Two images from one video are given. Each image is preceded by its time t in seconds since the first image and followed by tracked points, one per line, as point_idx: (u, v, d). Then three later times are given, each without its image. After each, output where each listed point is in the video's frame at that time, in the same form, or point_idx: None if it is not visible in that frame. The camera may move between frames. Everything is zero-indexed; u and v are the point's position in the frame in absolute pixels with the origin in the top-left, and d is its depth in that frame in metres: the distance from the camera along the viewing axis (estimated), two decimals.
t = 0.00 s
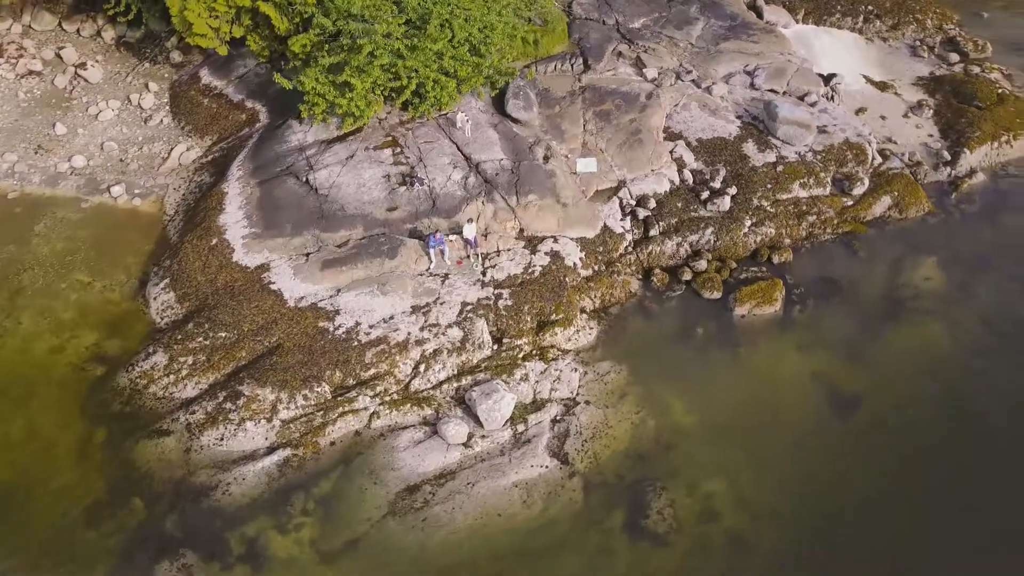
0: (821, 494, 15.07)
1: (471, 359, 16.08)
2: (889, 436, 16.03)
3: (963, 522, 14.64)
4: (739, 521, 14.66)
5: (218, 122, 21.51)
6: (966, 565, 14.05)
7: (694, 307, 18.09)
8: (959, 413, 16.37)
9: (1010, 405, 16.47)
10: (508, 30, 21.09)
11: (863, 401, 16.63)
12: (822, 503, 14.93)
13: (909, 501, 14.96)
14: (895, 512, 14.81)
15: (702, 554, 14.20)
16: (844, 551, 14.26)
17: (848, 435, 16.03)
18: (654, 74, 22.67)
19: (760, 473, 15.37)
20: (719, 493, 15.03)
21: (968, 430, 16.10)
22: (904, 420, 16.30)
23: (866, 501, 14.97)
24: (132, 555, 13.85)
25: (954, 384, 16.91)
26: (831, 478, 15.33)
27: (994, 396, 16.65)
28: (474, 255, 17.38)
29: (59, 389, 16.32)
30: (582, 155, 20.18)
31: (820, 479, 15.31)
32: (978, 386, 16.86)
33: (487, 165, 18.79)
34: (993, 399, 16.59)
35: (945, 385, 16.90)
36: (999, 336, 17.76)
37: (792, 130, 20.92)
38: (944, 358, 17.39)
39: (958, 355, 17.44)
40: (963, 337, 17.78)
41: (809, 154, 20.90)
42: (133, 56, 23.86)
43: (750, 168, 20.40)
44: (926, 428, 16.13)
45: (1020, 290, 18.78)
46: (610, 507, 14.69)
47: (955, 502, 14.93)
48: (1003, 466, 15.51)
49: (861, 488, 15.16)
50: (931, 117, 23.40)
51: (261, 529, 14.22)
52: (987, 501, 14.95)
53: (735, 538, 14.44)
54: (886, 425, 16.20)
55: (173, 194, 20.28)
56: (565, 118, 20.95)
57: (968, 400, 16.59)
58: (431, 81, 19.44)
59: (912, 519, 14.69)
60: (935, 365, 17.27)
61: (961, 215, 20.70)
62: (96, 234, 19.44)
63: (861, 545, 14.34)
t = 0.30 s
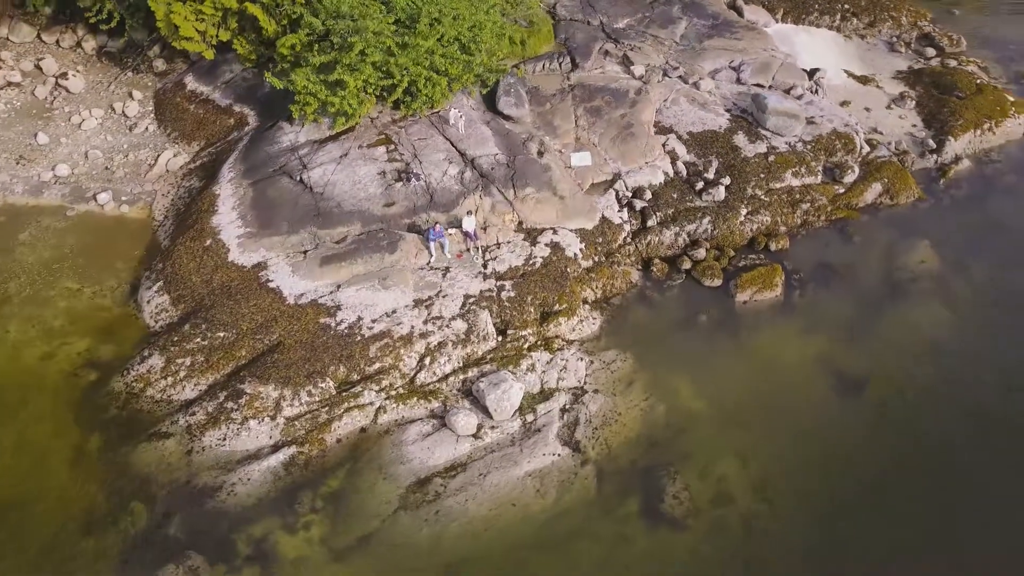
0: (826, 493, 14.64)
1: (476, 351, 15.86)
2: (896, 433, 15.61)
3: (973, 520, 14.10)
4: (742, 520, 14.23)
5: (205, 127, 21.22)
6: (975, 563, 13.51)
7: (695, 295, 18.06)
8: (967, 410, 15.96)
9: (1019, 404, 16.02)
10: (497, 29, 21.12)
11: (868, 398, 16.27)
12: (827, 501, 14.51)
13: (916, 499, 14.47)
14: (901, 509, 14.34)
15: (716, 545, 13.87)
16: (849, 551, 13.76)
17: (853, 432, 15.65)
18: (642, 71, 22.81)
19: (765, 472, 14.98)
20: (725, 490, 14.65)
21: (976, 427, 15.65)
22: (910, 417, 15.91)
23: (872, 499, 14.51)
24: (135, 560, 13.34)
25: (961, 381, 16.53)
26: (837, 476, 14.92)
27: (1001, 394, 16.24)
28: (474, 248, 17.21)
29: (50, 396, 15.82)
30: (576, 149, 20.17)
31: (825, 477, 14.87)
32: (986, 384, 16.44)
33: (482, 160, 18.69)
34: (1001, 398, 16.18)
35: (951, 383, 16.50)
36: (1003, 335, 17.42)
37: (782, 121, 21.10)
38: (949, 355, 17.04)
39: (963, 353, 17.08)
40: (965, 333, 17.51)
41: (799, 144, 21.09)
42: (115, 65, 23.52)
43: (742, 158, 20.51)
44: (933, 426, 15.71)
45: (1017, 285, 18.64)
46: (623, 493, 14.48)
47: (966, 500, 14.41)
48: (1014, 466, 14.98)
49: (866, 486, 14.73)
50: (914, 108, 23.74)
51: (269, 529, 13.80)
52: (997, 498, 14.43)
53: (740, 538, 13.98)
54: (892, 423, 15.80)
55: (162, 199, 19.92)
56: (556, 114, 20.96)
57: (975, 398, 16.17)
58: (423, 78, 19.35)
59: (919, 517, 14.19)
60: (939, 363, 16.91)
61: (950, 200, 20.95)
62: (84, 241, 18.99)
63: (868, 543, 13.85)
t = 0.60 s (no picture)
0: (829, 489, 14.30)
1: (480, 343, 15.69)
2: (897, 428, 15.32)
3: (977, 515, 13.75)
4: (744, 518, 13.85)
5: (192, 134, 20.97)
6: (978, 558, 13.14)
7: (694, 284, 18.08)
8: (967, 404, 15.68)
9: (1017, 397, 15.77)
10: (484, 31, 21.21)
11: (868, 393, 15.99)
12: (831, 498, 14.14)
13: (915, 492, 14.19)
14: (902, 504, 13.99)
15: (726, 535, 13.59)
16: (849, 548, 13.39)
17: (855, 427, 15.35)
18: (628, 70, 23.02)
19: (767, 468, 14.65)
20: (731, 484, 14.35)
21: (978, 421, 15.35)
22: (911, 412, 15.62)
23: (874, 494, 14.18)
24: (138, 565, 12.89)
25: (961, 376, 16.26)
26: (838, 471, 14.60)
27: (1002, 389, 15.95)
28: (473, 242, 17.10)
29: (42, 404, 15.35)
30: (568, 146, 20.21)
31: (824, 468, 14.63)
32: (986, 379, 16.15)
33: (476, 156, 18.65)
34: (1002, 393, 15.89)
35: (951, 377, 16.23)
36: (1000, 327, 17.26)
37: (769, 115, 21.37)
38: (948, 350, 16.79)
39: (962, 349, 16.83)
40: (963, 328, 17.31)
41: (786, 136, 21.34)
42: (97, 77, 23.22)
43: (732, 151, 20.70)
44: (935, 421, 15.41)
45: (1012, 279, 18.51)
46: (635, 479, 14.31)
47: (969, 496, 14.07)
48: (1014, 453, 14.77)
49: (869, 480, 14.40)
50: (894, 101, 24.16)
51: (276, 528, 13.42)
52: (1000, 493, 14.09)
53: (742, 536, 13.59)
54: (893, 417, 15.51)
55: (151, 206, 19.60)
56: (546, 113, 21.02)
57: (976, 393, 15.87)
58: (414, 78, 19.33)
59: (920, 512, 13.84)
60: (935, 353, 16.77)
61: (935, 187, 21.24)
62: (71, 250, 18.56)
63: (869, 539, 13.49)
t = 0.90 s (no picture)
0: (832, 479, 14.13)
1: (482, 335, 15.57)
2: (897, 418, 15.22)
3: (981, 503, 13.61)
4: (749, 510, 13.63)
5: (178, 142, 20.74)
6: (982, 545, 12.98)
7: (690, 275, 18.17)
8: (964, 393, 15.66)
9: (1014, 375, 15.99)
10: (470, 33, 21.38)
11: (867, 383, 15.91)
12: (835, 488, 13.98)
13: (922, 469, 14.24)
14: (908, 486, 13.95)
15: (739, 521, 13.46)
16: (858, 530, 13.29)
17: (855, 417, 15.24)
18: (612, 73, 23.28)
19: (771, 458, 14.48)
20: (738, 472, 14.22)
21: (976, 410, 15.31)
22: (910, 402, 15.53)
23: (877, 483, 14.03)
24: (142, 567, 12.49)
25: (957, 366, 16.24)
26: (841, 460, 14.44)
27: (998, 379, 15.93)
28: (470, 237, 17.03)
29: (33, 412, 14.90)
30: (558, 145, 20.30)
31: (830, 449, 14.64)
32: (982, 360, 16.38)
33: (468, 154, 18.63)
34: (998, 383, 15.86)
35: (948, 366, 16.23)
36: (991, 310, 17.54)
37: (753, 111, 21.67)
38: (942, 336, 16.91)
39: (957, 340, 16.83)
40: (956, 319, 17.32)
41: (771, 132, 21.65)
42: (77, 89, 22.93)
43: (719, 147, 20.93)
44: (933, 411, 15.34)
45: (1000, 269, 18.67)
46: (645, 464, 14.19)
47: (971, 484, 13.94)
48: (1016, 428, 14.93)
49: (871, 469, 14.26)
50: (872, 98, 24.65)
51: (283, 526, 13.08)
52: (1002, 480, 13.98)
53: (747, 528, 13.36)
54: (892, 408, 15.41)
55: (138, 214, 19.30)
56: (534, 114, 21.14)
57: (974, 381, 15.85)
58: (403, 79, 19.35)
59: (927, 490, 13.85)
60: (930, 336, 16.95)
61: (918, 178, 21.63)
62: (57, 259, 18.17)
63: (873, 528, 13.30)
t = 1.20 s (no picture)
0: (835, 463, 14.09)
1: (483, 328, 15.50)
2: (895, 403, 15.23)
3: (984, 478, 13.64)
4: (754, 494, 13.56)
5: (164, 151, 20.58)
6: (988, 521, 12.97)
7: (684, 267, 18.29)
8: (960, 377, 15.74)
9: (1007, 355, 16.21)
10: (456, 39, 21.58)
11: (863, 369, 15.96)
12: (838, 471, 13.94)
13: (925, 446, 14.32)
14: (913, 462, 14.01)
15: (746, 504, 13.38)
16: (868, 506, 13.29)
17: (854, 402, 15.25)
18: (596, 77, 23.58)
19: (774, 442, 14.46)
20: (741, 456, 14.19)
21: (972, 394, 15.36)
22: (906, 387, 15.58)
23: (879, 465, 13.97)
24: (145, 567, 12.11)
25: (951, 350, 16.40)
26: (842, 445, 14.40)
27: (991, 363, 16.03)
28: (466, 232, 17.02)
29: (24, 418, 14.49)
30: (547, 145, 20.44)
31: (833, 431, 14.67)
32: (975, 341, 16.59)
33: (460, 154, 18.68)
34: (992, 367, 15.95)
35: (942, 348, 16.43)
36: (979, 295, 17.84)
37: (737, 110, 22.04)
38: (934, 320, 17.16)
39: (948, 328, 16.95)
40: (946, 304, 17.60)
41: (755, 130, 22.02)
42: (58, 103, 22.68)
43: (705, 145, 21.22)
44: (930, 395, 15.37)
45: (985, 255, 19.02)
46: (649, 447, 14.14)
47: (973, 463, 13.91)
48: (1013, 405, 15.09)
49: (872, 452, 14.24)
50: (849, 99, 25.20)
51: (289, 521, 12.77)
52: (1003, 459, 13.97)
53: (752, 512, 13.27)
54: (891, 388, 15.53)
55: (126, 222, 19.04)
56: (522, 116, 21.30)
57: (969, 362, 16.05)
58: (392, 81, 19.43)
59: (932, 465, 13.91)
60: (921, 320, 17.16)
61: (899, 172, 22.07)
62: (44, 267, 17.82)
63: (879, 510, 13.21)
